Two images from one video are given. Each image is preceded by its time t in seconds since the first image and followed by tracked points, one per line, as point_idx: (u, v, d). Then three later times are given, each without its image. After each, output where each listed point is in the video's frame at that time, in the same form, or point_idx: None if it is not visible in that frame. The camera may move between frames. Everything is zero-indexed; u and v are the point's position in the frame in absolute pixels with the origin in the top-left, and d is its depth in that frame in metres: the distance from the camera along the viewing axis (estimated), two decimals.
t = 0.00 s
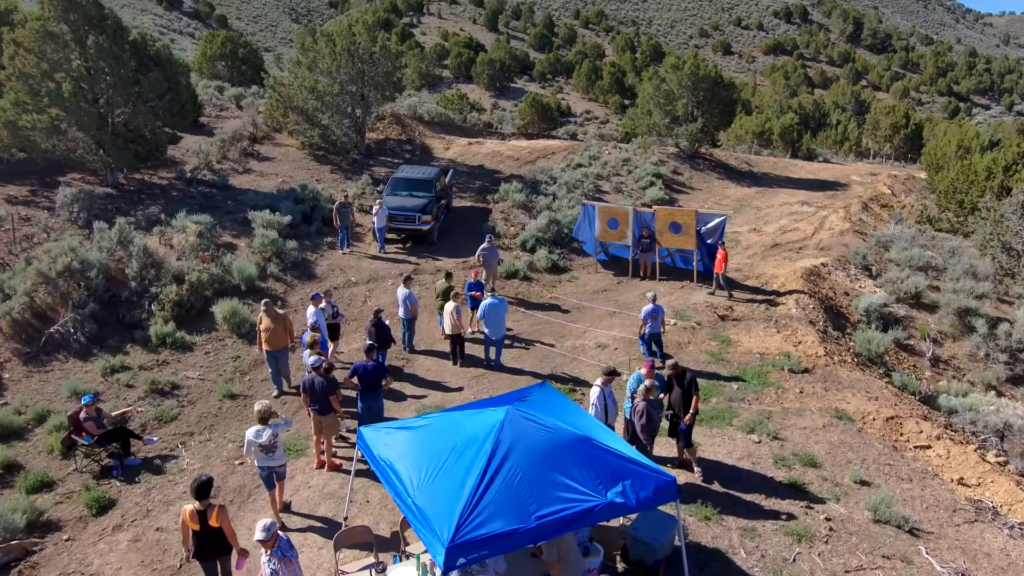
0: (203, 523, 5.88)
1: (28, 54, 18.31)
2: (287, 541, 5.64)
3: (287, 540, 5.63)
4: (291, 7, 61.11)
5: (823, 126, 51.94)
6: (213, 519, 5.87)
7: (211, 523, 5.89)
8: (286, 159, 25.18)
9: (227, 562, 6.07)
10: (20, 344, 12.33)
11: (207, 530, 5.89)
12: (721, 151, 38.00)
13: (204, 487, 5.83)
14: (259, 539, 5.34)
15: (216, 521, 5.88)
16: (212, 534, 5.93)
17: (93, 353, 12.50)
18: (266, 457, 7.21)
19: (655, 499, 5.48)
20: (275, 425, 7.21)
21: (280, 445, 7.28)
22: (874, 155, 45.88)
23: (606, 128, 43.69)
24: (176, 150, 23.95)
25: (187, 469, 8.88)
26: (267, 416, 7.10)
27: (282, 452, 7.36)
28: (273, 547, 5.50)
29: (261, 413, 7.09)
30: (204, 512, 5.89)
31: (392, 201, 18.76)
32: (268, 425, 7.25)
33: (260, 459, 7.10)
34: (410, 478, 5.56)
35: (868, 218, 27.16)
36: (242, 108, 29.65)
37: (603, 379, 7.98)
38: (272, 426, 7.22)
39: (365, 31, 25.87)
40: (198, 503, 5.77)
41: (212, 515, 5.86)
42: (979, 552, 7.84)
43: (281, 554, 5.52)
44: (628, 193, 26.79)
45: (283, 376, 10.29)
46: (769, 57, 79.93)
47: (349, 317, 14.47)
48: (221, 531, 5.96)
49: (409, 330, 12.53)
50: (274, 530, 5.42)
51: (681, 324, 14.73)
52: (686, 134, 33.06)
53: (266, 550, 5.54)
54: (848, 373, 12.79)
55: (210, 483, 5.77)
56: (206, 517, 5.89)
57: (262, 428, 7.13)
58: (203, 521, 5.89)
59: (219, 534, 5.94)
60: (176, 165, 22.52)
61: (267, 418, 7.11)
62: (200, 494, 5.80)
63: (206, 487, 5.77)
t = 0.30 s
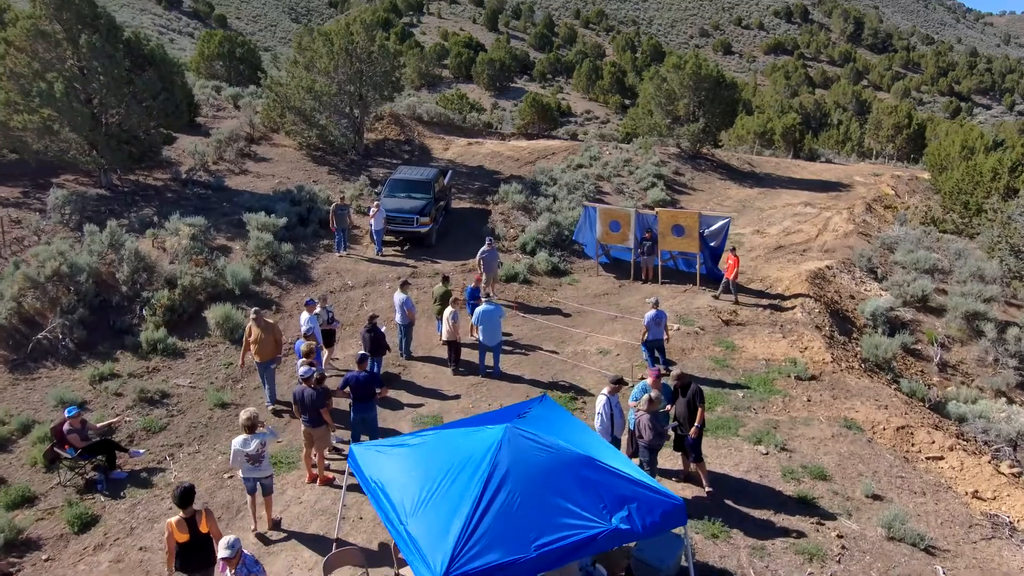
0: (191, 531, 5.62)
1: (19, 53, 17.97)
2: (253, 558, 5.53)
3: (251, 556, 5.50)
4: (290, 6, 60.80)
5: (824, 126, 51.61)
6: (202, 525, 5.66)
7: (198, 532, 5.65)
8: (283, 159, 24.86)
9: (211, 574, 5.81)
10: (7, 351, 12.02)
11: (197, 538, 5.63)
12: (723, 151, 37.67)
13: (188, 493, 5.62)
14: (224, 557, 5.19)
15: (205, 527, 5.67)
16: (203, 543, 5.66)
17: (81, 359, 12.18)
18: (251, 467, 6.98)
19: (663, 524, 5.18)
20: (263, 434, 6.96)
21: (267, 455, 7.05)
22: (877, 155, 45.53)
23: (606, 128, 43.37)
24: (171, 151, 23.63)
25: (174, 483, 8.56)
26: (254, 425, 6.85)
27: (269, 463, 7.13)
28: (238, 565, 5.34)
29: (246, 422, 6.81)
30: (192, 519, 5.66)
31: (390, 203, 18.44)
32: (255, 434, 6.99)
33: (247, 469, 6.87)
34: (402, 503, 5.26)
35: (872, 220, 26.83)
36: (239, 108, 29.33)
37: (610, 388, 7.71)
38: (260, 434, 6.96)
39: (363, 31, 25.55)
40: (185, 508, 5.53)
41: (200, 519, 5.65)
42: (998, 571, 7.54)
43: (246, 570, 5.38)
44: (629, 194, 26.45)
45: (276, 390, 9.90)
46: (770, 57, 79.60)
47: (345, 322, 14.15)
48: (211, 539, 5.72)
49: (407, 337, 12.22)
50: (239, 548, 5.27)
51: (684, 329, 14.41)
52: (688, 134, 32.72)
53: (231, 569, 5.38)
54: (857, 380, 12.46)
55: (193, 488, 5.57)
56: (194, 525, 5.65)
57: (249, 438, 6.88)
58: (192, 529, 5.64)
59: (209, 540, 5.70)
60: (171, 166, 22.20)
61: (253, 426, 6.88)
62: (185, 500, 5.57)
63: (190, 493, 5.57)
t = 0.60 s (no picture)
0: (166, 545, 5.48)
1: (11, 53, 17.69)
2: None
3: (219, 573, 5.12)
4: (290, 6, 60.49)
5: (826, 126, 51.31)
6: (177, 537, 5.51)
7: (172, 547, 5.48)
8: (280, 160, 24.56)
9: None
10: None
11: (171, 552, 5.48)
12: (724, 152, 37.34)
13: (164, 507, 5.44)
14: None
15: (179, 540, 5.53)
16: (177, 557, 5.51)
17: (70, 366, 11.88)
18: (230, 482, 6.77)
19: (670, 552, 4.92)
20: (243, 448, 6.77)
21: (246, 469, 6.84)
22: (879, 156, 45.18)
23: (606, 129, 43.06)
24: (166, 151, 23.32)
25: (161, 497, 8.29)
26: (232, 438, 6.68)
27: (248, 477, 6.93)
28: None
29: (225, 434, 6.68)
30: (168, 533, 5.51)
31: (388, 205, 18.14)
32: (234, 447, 6.81)
33: (224, 484, 6.67)
34: (395, 530, 5.02)
35: (876, 221, 26.52)
36: (236, 108, 29.03)
37: (618, 400, 7.41)
38: (239, 448, 6.77)
39: (360, 30, 25.29)
40: (160, 526, 5.38)
41: (174, 533, 5.49)
42: None
43: None
44: (631, 195, 26.12)
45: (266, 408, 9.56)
46: (771, 57, 79.25)
47: (340, 328, 13.84)
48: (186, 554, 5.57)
49: (403, 343, 11.91)
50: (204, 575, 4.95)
51: (687, 334, 14.11)
52: (690, 134, 32.38)
53: None
54: (865, 387, 12.14)
55: (170, 504, 5.38)
56: (169, 539, 5.50)
57: (227, 451, 6.70)
58: (167, 543, 5.50)
59: (184, 555, 5.54)
60: (166, 167, 21.90)
61: (231, 439, 6.69)
62: (162, 516, 5.39)
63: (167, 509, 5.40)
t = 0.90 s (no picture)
0: (140, 557, 5.35)
1: (3, 52, 17.39)
2: None
3: None
4: (290, 6, 60.14)
5: (828, 125, 50.98)
6: (151, 549, 5.36)
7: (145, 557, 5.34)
8: (277, 161, 24.27)
9: None
10: None
11: (144, 563, 5.35)
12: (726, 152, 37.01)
13: (140, 518, 5.34)
14: None
15: (153, 552, 5.37)
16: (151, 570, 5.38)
17: (59, 373, 11.60)
18: (209, 497, 6.54)
19: None
20: (223, 463, 6.53)
21: (227, 485, 6.58)
22: (882, 156, 44.84)
23: (607, 129, 42.73)
24: (162, 152, 23.03)
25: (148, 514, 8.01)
26: (211, 453, 6.43)
27: (230, 495, 6.67)
28: None
29: (205, 449, 6.44)
30: (142, 545, 5.36)
31: (386, 207, 17.83)
32: (215, 462, 6.58)
33: (203, 499, 6.44)
34: (389, 561, 4.80)
35: (880, 222, 26.19)
36: (233, 108, 28.72)
37: (628, 412, 7.08)
38: (219, 463, 6.54)
39: (359, 29, 24.98)
40: (133, 535, 5.26)
41: (148, 545, 5.34)
42: None
43: None
44: (632, 196, 25.81)
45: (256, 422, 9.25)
46: (771, 57, 78.90)
47: (336, 333, 13.53)
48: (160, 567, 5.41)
49: (400, 350, 11.60)
50: None
51: (691, 339, 13.81)
52: (691, 134, 32.05)
53: None
54: (874, 395, 11.82)
55: (145, 515, 5.28)
56: (142, 551, 5.36)
57: (206, 466, 6.48)
58: (141, 555, 5.36)
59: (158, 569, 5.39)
60: (162, 168, 21.60)
61: (212, 453, 6.46)
62: (137, 525, 5.30)
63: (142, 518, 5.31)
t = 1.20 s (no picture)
0: None
1: None
2: None
3: None
4: (290, 6, 59.83)
5: (829, 125, 50.68)
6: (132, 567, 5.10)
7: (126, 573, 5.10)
8: (274, 162, 23.95)
9: None
10: None
11: None
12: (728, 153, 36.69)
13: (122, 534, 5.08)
14: None
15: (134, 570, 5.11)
16: None
17: (46, 382, 11.28)
18: (198, 515, 6.22)
19: None
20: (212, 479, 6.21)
21: (216, 503, 6.27)
22: (884, 156, 44.51)
23: (608, 129, 42.41)
24: (157, 152, 22.70)
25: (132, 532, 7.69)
26: (201, 468, 6.11)
27: (220, 511, 6.36)
28: None
29: (196, 465, 6.12)
30: (123, 563, 5.10)
31: (384, 209, 17.51)
32: (205, 478, 6.27)
33: (192, 516, 6.14)
34: None
35: (885, 224, 25.88)
36: (230, 109, 28.42)
37: (633, 426, 6.85)
38: (207, 479, 6.22)
39: (357, 28, 24.67)
40: (115, 554, 4.99)
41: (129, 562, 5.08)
42: None
43: None
44: (634, 198, 25.49)
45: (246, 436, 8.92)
46: (772, 57, 78.59)
47: (332, 340, 13.21)
48: None
49: (398, 357, 11.29)
50: None
51: (695, 345, 13.50)
52: (693, 134, 31.73)
53: None
54: (884, 403, 11.51)
55: (127, 532, 5.01)
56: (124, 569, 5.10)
57: (195, 483, 6.16)
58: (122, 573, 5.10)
59: None
60: (157, 169, 21.29)
61: (202, 469, 6.14)
62: (119, 543, 5.03)
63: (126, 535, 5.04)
